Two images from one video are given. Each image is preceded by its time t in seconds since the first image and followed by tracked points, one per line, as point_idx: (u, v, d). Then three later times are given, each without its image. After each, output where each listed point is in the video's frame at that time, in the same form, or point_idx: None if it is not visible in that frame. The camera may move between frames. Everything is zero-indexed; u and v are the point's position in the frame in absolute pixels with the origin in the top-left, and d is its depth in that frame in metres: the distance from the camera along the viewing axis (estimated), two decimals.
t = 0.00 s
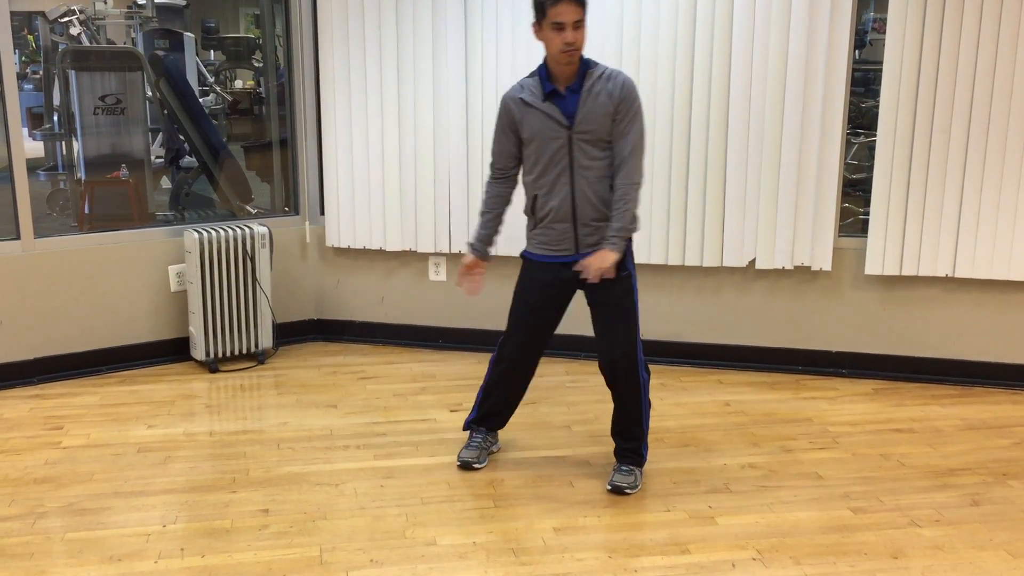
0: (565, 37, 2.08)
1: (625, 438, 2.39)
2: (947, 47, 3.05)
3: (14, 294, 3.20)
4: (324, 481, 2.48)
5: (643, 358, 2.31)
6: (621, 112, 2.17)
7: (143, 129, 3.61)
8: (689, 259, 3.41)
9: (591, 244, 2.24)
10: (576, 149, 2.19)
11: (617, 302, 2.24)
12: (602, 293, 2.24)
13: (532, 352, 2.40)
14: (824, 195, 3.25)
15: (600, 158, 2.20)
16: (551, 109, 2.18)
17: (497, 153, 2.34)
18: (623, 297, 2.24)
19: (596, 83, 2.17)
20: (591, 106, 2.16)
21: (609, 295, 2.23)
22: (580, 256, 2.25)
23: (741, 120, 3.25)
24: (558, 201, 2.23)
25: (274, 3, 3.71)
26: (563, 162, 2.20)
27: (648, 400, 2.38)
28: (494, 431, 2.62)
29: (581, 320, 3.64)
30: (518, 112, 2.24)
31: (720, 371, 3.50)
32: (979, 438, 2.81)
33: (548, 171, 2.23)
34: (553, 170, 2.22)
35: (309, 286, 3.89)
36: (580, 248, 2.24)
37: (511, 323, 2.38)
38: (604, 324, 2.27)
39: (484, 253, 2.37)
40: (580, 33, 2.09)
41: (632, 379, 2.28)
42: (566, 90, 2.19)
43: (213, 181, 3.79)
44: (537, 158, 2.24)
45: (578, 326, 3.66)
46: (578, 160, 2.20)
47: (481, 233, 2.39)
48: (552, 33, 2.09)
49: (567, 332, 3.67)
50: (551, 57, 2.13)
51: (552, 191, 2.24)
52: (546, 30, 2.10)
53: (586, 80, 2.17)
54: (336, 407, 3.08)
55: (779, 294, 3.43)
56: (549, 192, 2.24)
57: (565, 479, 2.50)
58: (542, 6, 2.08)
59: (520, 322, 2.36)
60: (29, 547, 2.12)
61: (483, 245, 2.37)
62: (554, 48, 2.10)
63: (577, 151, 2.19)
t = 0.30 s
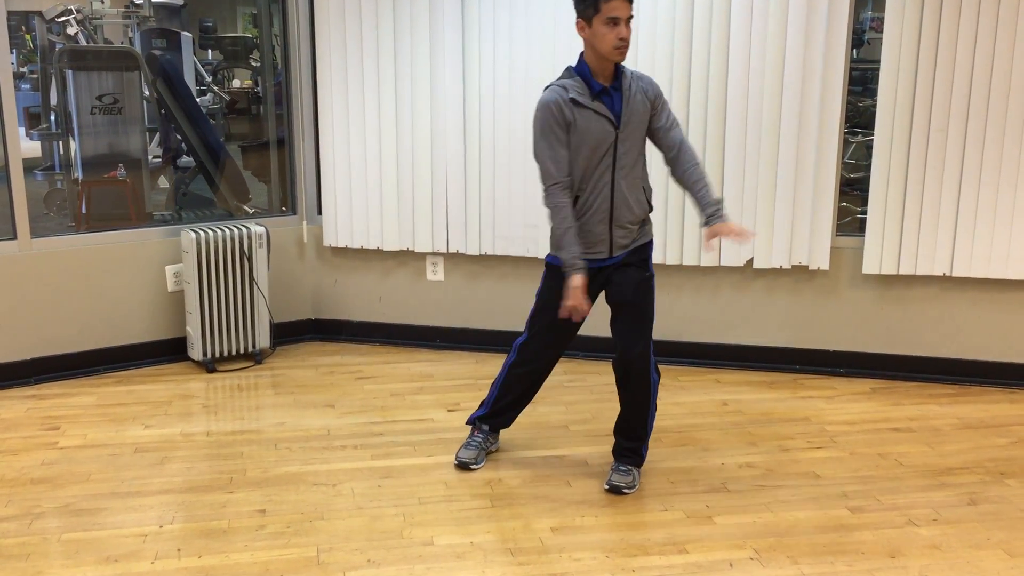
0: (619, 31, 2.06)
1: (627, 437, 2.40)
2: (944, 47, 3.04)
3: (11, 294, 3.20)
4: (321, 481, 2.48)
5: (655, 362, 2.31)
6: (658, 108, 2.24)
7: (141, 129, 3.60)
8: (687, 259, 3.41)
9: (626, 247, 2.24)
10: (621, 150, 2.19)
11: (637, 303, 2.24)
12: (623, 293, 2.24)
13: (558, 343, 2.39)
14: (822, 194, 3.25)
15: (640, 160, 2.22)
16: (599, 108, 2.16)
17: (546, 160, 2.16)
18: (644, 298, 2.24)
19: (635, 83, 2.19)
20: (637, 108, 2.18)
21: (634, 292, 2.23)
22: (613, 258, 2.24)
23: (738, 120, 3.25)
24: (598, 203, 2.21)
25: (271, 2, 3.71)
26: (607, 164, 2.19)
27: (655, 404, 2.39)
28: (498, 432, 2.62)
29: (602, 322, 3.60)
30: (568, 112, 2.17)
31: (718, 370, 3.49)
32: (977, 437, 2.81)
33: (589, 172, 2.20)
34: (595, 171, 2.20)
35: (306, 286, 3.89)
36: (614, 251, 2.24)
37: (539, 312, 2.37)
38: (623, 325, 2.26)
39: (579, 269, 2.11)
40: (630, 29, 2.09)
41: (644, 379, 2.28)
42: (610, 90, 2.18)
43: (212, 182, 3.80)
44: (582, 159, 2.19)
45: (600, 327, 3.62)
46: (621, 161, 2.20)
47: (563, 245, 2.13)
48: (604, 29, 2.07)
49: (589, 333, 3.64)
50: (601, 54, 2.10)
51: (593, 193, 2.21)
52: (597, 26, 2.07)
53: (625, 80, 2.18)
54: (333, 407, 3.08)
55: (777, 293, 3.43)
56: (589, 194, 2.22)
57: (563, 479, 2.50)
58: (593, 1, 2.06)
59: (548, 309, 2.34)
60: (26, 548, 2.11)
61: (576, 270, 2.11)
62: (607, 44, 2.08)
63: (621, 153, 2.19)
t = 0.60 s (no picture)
0: (640, 25, 2.05)
1: (622, 442, 2.39)
2: (937, 54, 3.05)
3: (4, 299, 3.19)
4: (314, 487, 2.47)
5: (655, 367, 2.31)
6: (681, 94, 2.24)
7: (135, 134, 3.59)
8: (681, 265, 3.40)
9: (630, 243, 2.21)
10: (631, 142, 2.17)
11: (641, 309, 2.23)
12: (626, 298, 2.23)
13: (564, 341, 2.36)
14: (817, 200, 3.27)
15: (651, 153, 2.21)
16: (614, 99, 2.13)
17: (573, 129, 2.05)
18: (648, 305, 2.24)
19: (651, 76, 2.18)
20: (651, 101, 2.16)
21: (638, 300, 2.23)
22: (615, 255, 2.22)
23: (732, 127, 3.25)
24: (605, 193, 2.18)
25: (266, 8, 3.71)
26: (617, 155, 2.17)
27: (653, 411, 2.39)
28: (509, 438, 2.59)
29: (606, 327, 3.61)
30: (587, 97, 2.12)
31: (713, 376, 3.49)
32: (971, 442, 2.81)
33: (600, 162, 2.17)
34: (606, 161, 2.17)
35: (300, 291, 3.88)
36: (618, 247, 2.21)
37: (541, 310, 2.36)
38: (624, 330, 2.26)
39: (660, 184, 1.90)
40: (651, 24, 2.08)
41: (642, 384, 2.28)
42: (626, 80, 2.16)
43: (205, 187, 3.77)
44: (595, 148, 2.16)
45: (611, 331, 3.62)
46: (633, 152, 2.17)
47: (631, 174, 1.92)
48: (626, 21, 2.05)
49: (597, 338, 3.63)
50: (620, 46, 2.08)
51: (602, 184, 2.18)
52: (618, 18, 2.06)
53: (641, 74, 2.17)
54: (328, 413, 3.07)
55: (771, 298, 3.43)
56: (598, 185, 2.19)
57: (556, 484, 2.50)
58: None
59: (552, 308, 2.33)
60: (17, 555, 2.10)
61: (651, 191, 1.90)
62: (628, 37, 2.06)
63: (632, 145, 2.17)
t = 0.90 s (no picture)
0: (642, 29, 2.04)
1: (617, 451, 2.39)
2: (928, 66, 3.08)
3: None
4: (307, 497, 2.46)
5: (654, 378, 2.32)
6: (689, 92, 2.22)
7: (129, 143, 3.59)
8: (675, 274, 3.41)
9: (630, 244, 2.18)
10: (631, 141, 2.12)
11: (645, 323, 2.23)
12: (631, 312, 2.23)
13: (581, 346, 2.28)
14: (809, 208, 3.27)
15: (656, 153, 2.15)
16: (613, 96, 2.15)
17: (568, 105, 2.00)
18: (651, 318, 2.24)
19: (654, 77, 2.21)
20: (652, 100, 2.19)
21: (642, 314, 2.23)
22: (614, 255, 2.20)
23: (725, 137, 3.27)
24: (604, 192, 2.17)
25: (260, 17, 3.73)
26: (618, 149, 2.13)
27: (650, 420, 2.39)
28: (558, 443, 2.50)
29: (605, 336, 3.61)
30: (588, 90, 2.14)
31: (706, 386, 3.50)
32: (964, 453, 2.82)
33: (599, 159, 2.15)
34: (605, 159, 2.15)
35: (293, 301, 3.87)
36: (617, 248, 2.18)
37: (554, 319, 2.29)
38: (628, 342, 2.25)
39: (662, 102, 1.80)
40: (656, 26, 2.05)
41: (641, 394, 2.28)
42: (629, 78, 2.19)
43: (201, 199, 3.78)
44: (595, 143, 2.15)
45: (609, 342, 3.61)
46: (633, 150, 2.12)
47: (631, 112, 1.84)
48: (628, 24, 2.04)
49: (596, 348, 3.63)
50: (622, 48, 2.09)
51: (601, 181, 2.16)
52: (620, 21, 2.06)
53: (644, 76, 2.20)
54: (320, 423, 3.06)
55: (765, 308, 3.44)
56: (596, 183, 2.17)
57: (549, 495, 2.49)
58: None
59: (568, 322, 2.26)
60: (6, 566, 2.09)
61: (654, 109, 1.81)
62: (629, 40, 2.05)
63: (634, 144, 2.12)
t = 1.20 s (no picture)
0: (636, 39, 2.06)
1: (612, 463, 2.38)
2: (922, 79, 3.10)
3: None
4: (301, 509, 2.45)
5: (649, 390, 2.32)
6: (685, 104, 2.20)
7: (125, 154, 3.58)
8: (671, 285, 3.42)
9: (624, 254, 2.18)
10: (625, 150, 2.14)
11: (641, 335, 2.23)
12: (629, 323, 2.23)
13: (590, 356, 2.27)
14: (804, 220, 3.29)
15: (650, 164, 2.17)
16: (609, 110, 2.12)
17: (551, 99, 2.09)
18: (647, 329, 2.24)
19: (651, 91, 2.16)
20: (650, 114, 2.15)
21: (638, 326, 2.23)
22: (608, 265, 2.19)
23: (721, 149, 3.28)
24: (598, 201, 2.18)
25: (257, 27, 3.73)
26: (611, 158, 2.15)
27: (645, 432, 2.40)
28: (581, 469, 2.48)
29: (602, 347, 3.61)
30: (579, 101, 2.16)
31: (702, 398, 3.50)
32: (959, 465, 2.82)
33: (593, 169, 2.17)
34: (599, 169, 2.17)
35: (289, 312, 3.87)
36: (612, 258, 2.18)
37: (558, 333, 2.28)
38: (625, 353, 2.25)
39: (637, 79, 1.91)
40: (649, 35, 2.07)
41: (637, 406, 2.28)
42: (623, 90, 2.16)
43: (195, 208, 3.78)
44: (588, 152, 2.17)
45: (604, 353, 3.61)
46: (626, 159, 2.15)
47: (608, 90, 1.94)
48: (621, 34, 2.06)
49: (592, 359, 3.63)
50: (617, 59, 2.11)
51: (595, 191, 2.18)
52: (614, 32, 2.07)
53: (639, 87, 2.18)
54: (315, 434, 3.06)
55: (760, 319, 3.44)
56: (591, 192, 2.19)
57: (544, 507, 2.48)
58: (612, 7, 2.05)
59: (572, 338, 2.26)
60: None
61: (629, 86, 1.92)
62: (623, 50, 2.07)
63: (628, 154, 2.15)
